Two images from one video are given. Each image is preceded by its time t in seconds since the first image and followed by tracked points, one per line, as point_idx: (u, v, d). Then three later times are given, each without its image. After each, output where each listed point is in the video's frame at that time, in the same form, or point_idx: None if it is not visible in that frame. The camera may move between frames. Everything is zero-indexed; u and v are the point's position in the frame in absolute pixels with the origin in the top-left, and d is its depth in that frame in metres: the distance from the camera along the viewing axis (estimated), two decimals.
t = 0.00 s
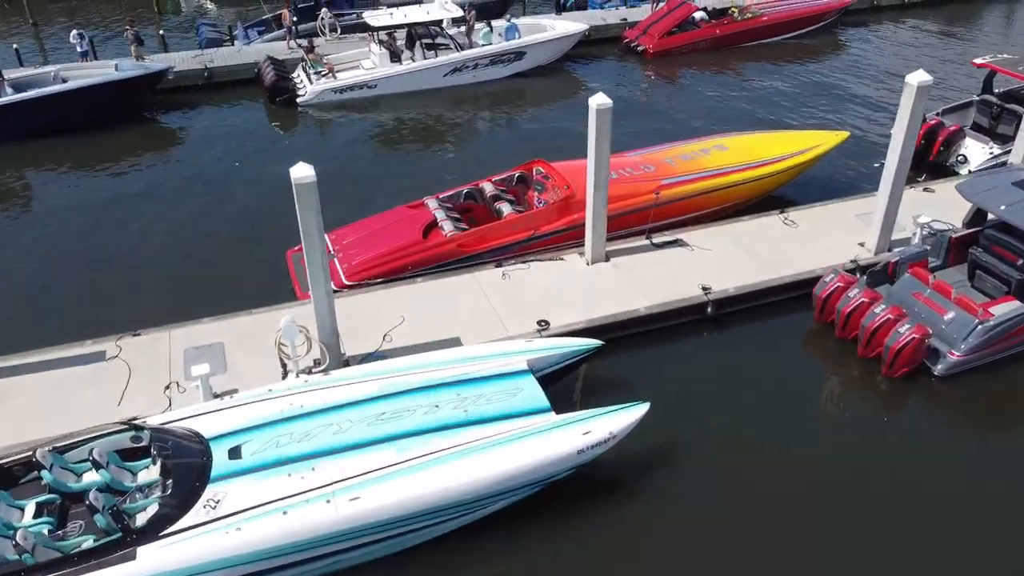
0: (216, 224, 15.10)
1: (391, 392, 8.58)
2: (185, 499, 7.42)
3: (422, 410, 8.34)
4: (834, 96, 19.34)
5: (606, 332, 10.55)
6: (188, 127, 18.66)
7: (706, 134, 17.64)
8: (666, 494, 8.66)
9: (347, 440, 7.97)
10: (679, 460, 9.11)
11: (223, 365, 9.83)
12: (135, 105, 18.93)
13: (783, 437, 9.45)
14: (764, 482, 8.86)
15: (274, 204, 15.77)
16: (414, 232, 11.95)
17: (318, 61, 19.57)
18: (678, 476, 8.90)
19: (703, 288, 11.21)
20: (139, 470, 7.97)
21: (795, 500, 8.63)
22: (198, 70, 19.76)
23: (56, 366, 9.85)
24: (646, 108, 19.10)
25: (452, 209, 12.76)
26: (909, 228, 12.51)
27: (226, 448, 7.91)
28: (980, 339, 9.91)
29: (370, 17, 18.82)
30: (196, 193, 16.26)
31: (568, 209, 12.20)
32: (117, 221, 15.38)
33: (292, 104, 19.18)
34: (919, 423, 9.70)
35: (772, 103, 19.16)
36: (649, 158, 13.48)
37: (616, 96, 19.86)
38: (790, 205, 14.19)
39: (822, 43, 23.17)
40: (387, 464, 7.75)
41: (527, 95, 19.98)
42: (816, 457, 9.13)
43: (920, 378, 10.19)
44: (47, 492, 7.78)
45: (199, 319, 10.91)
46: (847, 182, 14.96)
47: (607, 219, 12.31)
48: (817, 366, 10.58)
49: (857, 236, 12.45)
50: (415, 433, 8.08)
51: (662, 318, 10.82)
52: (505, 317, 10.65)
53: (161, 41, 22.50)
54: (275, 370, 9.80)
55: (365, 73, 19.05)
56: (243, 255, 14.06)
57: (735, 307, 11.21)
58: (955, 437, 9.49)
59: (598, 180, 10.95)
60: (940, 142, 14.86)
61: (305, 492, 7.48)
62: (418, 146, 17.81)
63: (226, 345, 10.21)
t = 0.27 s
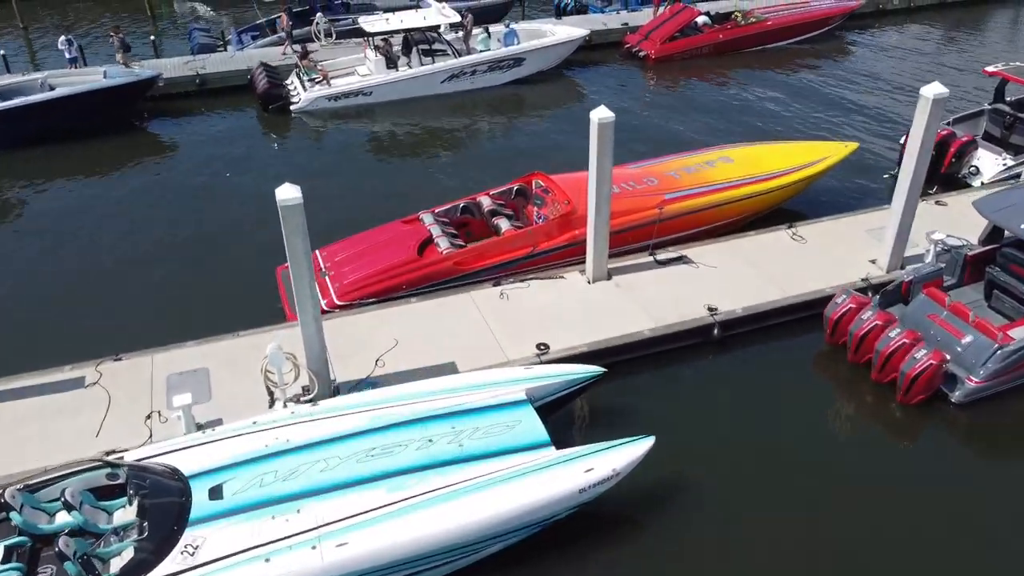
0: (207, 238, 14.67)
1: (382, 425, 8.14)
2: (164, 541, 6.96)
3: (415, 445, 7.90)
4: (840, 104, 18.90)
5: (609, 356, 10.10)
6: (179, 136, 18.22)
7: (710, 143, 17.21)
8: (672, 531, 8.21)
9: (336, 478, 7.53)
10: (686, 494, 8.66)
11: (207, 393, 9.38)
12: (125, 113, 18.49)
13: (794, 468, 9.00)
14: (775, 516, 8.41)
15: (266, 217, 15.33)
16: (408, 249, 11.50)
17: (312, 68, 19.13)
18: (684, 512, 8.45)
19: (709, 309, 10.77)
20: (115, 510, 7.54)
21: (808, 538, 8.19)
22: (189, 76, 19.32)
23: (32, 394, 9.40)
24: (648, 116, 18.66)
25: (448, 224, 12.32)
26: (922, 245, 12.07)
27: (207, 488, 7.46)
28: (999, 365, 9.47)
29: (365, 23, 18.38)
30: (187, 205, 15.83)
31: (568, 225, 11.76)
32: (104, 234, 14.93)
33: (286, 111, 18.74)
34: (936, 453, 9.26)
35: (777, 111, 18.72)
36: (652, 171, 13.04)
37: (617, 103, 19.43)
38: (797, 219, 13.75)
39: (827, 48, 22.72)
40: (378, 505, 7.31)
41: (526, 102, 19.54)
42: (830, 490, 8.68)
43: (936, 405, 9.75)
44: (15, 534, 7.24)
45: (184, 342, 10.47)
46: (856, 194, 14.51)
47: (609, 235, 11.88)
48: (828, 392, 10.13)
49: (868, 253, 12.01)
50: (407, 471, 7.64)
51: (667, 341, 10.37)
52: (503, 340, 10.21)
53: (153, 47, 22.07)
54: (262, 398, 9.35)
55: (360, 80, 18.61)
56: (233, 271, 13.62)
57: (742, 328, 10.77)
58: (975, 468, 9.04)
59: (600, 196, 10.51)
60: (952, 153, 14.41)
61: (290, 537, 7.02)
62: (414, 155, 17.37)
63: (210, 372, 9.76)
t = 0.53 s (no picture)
0: (195, 252, 14.20)
1: (371, 464, 7.67)
2: None
3: (407, 486, 7.44)
4: (847, 111, 18.45)
5: (611, 383, 9.65)
6: (169, 145, 17.75)
7: (713, 153, 16.75)
8: None
9: (321, 524, 7.07)
10: (694, 534, 8.18)
11: (190, 426, 8.91)
12: (114, 121, 18.02)
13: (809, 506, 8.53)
14: (788, 559, 7.94)
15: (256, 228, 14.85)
16: (402, 269, 11.04)
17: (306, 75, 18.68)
18: (692, 554, 7.97)
19: (716, 332, 10.31)
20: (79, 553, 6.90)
21: None
22: (180, 83, 18.83)
23: (5, 427, 8.93)
24: (652, 124, 18.22)
25: (443, 241, 11.87)
26: (936, 263, 11.61)
27: (184, 535, 7.00)
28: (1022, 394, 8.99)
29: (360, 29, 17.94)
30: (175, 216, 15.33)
31: (569, 244, 11.31)
32: (89, 248, 14.46)
33: (278, 119, 18.22)
34: (958, 488, 8.78)
35: (782, 119, 18.26)
36: (655, 185, 12.59)
37: (618, 110, 18.97)
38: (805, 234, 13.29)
39: (832, 53, 22.28)
40: (366, 553, 6.85)
41: (525, 110, 19.09)
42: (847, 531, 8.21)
43: (956, 435, 9.27)
44: None
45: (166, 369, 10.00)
46: (866, 208, 14.06)
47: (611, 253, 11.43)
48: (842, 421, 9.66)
49: (881, 271, 11.55)
50: (398, 516, 7.18)
51: (672, 367, 9.92)
52: (501, 366, 9.75)
53: (144, 54, 21.63)
54: (247, 430, 8.89)
55: (355, 88, 18.16)
56: (221, 286, 13.12)
57: (751, 352, 10.30)
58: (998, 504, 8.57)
59: (603, 215, 10.04)
60: (964, 166, 13.90)
61: None
62: (410, 164, 16.90)
63: (194, 402, 9.29)
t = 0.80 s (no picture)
0: (183, 268, 13.73)
1: (358, 509, 7.21)
2: None
3: (396, 534, 6.98)
4: (855, 118, 17.95)
5: (613, 414, 9.18)
6: (158, 155, 17.28)
7: (718, 163, 16.28)
8: None
9: None
10: None
11: (169, 461, 8.44)
12: (102, 131, 17.55)
13: (822, 547, 8.05)
14: None
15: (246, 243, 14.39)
16: (394, 290, 10.57)
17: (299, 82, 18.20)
18: None
19: (723, 359, 9.84)
20: None
21: None
22: (170, 91, 18.34)
23: None
24: (654, 132, 17.74)
25: (438, 259, 11.40)
26: (952, 284, 11.14)
27: None
28: None
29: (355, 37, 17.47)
30: (164, 231, 14.86)
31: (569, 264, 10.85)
32: (73, 263, 13.98)
33: (271, 129, 17.78)
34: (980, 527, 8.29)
35: (788, 127, 17.77)
36: (657, 201, 12.12)
37: (619, 118, 18.50)
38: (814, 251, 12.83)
39: (837, 59, 21.81)
40: None
41: (524, 118, 18.63)
42: None
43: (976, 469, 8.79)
44: None
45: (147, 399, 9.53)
46: (876, 223, 13.59)
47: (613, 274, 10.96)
48: (856, 453, 9.18)
49: (894, 292, 11.09)
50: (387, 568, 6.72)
51: (677, 396, 9.46)
52: (497, 396, 9.28)
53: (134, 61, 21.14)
54: (228, 466, 8.42)
55: (349, 96, 17.69)
56: (209, 305, 12.66)
57: (760, 379, 9.84)
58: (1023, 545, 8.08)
59: (604, 237, 9.57)
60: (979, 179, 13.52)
61: None
62: (406, 176, 16.45)
63: (174, 435, 8.82)
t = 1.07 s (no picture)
0: (170, 285, 13.25)
1: (345, 560, 6.75)
2: None
3: None
4: (863, 126, 17.46)
5: (616, 448, 8.71)
6: (146, 165, 16.80)
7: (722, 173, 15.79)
8: None
9: None
10: None
11: (146, 502, 7.97)
12: (88, 141, 17.06)
13: None
14: None
15: (235, 258, 13.91)
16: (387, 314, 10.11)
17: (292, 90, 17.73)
18: None
19: (731, 387, 9.38)
20: None
21: None
22: (159, 100, 17.84)
23: None
24: (657, 141, 17.27)
25: (433, 280, 10.96)
26: (969, 306, 10.68)
27: None
28: None
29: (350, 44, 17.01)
30: (150, 246, 14.37)
31: (569, 285, 10.38)
32: (55, 280, 13.49)
33: (263, 139, 17.26)
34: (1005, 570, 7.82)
35: (794, 135, 17.29)
36: (661, 218, 11.66)
37: (621, 127, 18.03)
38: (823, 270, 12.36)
39: (843, 65, 21.34)
40: None
41: (523, 126, 18.15)
42: None
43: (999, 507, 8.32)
44: None
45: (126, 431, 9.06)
46: (888, 239, 13.12)
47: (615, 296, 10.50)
48: (872, 488, 8.71)
49: (909, 315, 10.63)
50: None
51: (684, 427, 8.99)
52: (494, 428, 8.82)
53: (123, 68, 20.65)
54: (209, 506, 7.94)
55: (343, 105, 17.22)
56: (196, 326, 12.18)
57: (771, 409, 9.37)
58: None
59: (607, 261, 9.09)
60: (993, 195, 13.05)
61: None
62: (401, 188, 15.99)
63: (152, 472, 8.33)
